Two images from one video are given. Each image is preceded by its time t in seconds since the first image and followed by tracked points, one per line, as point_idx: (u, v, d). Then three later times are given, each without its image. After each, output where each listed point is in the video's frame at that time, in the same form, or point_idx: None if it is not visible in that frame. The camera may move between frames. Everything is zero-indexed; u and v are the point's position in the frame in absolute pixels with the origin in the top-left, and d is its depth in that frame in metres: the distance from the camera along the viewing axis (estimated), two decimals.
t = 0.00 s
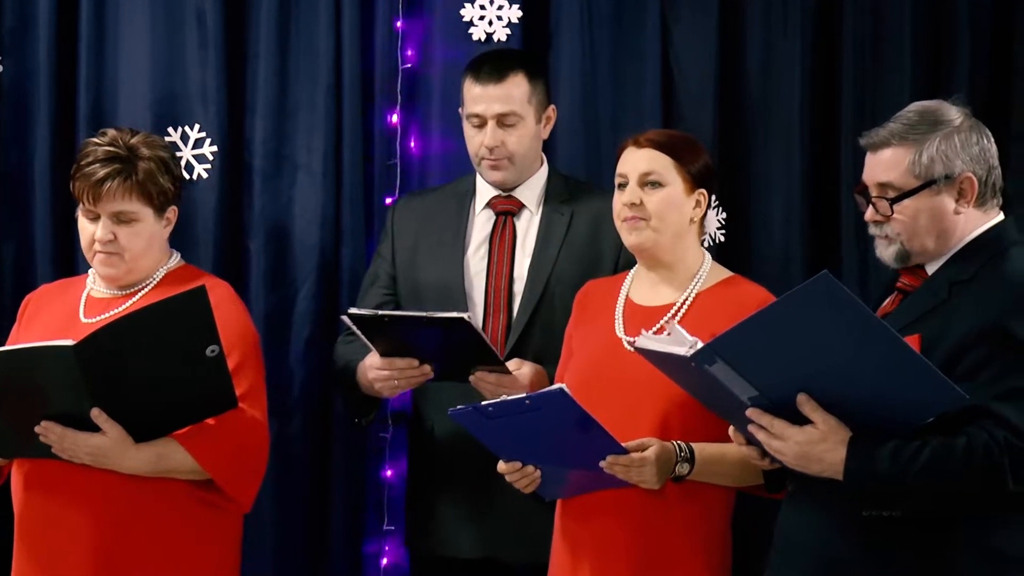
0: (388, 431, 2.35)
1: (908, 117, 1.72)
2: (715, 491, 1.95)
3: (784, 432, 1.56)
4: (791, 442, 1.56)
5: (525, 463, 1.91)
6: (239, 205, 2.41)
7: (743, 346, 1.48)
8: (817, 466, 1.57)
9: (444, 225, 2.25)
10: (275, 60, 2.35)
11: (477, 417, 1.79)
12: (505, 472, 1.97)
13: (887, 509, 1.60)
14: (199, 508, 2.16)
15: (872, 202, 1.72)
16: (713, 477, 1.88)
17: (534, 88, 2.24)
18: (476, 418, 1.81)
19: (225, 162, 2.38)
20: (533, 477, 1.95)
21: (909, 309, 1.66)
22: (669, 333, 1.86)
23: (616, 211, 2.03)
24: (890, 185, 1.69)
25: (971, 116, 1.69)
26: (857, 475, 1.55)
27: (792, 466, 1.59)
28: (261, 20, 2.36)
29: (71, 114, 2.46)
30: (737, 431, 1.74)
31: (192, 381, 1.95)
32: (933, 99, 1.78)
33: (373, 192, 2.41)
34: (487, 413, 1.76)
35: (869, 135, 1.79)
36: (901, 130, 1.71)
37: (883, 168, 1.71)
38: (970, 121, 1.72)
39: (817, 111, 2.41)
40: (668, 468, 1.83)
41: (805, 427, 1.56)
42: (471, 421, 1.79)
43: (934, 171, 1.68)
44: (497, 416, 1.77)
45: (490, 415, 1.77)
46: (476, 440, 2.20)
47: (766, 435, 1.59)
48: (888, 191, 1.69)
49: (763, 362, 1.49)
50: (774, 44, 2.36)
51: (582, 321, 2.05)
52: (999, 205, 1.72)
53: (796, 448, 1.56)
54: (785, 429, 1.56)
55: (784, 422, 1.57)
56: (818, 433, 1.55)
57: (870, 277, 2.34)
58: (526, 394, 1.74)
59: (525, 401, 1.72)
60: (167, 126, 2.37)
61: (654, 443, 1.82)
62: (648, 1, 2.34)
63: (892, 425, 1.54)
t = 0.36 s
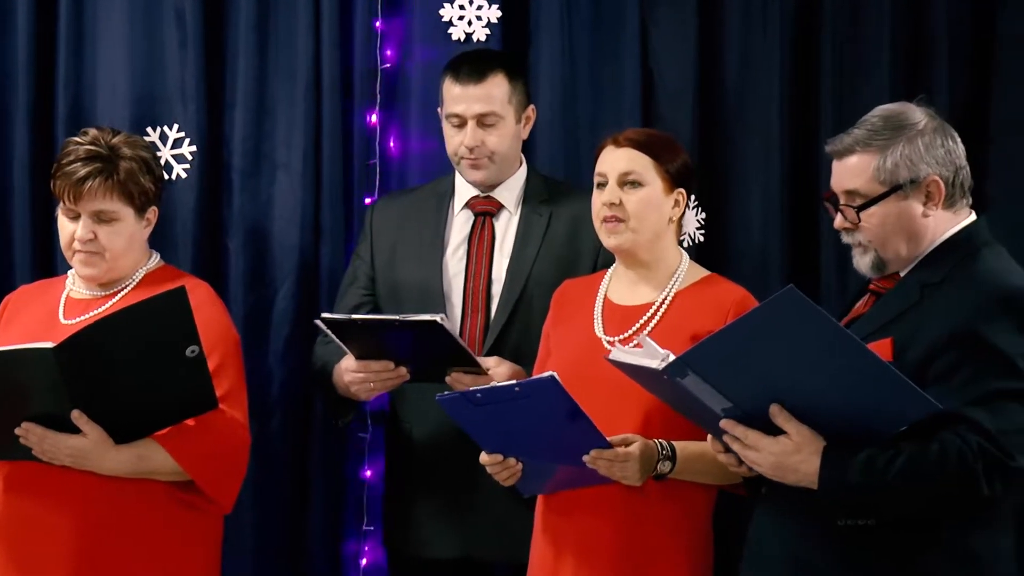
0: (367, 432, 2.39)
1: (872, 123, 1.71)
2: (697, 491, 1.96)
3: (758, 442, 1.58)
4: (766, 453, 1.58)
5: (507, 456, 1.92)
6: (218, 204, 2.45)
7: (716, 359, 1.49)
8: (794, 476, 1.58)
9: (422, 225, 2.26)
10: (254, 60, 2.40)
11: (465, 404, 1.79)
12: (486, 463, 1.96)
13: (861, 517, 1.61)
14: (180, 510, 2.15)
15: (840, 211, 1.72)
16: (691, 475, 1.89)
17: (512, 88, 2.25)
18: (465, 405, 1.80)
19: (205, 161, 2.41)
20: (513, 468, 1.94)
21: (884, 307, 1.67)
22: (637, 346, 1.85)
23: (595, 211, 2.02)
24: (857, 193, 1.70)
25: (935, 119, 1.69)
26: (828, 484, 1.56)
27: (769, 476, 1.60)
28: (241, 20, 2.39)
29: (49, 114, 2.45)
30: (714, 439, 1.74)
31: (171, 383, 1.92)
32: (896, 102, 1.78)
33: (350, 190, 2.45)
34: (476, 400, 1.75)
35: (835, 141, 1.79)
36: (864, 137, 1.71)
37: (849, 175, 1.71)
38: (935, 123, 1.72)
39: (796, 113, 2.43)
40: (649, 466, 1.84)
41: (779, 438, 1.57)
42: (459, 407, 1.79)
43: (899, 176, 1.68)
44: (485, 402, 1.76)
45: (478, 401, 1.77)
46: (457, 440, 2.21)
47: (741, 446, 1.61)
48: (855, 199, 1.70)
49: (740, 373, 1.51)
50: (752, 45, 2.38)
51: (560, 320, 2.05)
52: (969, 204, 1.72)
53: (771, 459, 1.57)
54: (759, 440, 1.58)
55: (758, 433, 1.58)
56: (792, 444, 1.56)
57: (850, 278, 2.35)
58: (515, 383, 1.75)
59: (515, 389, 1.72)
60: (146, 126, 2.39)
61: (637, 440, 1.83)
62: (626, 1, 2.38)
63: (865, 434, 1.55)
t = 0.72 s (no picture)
0: (354, 431, 2.40)
1: (850, 122, 1.73)
2: (682, 487, 1.96)
3: (734, 437, 1.59)
4: (741, 447, 1.59)
5: (495, 457, 1.92)
6: (206, 205, 2.46)
7: (692, 356, 1.50)
8: (767, 470, 1.60)
9: (411, 225, 2.26)
10: (242, 61, 2.41)
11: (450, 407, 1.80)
12: (474, 466, 1.97)
13: (836, 513, 1.62)
14: (170, 510, 2.15)
15: (819, 208, 1.73)
16: (677, 475, 1.90)
17: (504, 90, 2.26)
18: (451, 409, 1.82)
19: (192, 163, 2.42)
20: (501, 470, 1.95)
21: (867, 307, 1.67)
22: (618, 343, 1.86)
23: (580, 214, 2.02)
24: (836, 191, 1.71)
25: (914, 117, 1.71)
26: (810, 485, 1.57)
27: (745, 470, 1.62)
28: (229, 20, 2.40)
29: (37, 114, 2.45)
30: (694, 435, 1.75)
31: (161, 384, 1.91)
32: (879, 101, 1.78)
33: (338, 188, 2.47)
34: (461, 404, 1.76)
35: (814, 141, 1.80)
36: (842, 135, 1.72)
37: (829, 173, 1.72)
38: (913, 121, 1.73)
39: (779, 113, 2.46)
40: (636, 465, 1.85)
41: (755, 432, 1.58)
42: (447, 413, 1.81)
43: (876, 173, 1.69)
44: (471, 406, 1.77)
45: (464, 405, 1.78)
46: (444, 441, 2.22)
47: (718, 440, 1.62)
48: (833, 196, 1.71)
49: (721, 372, 1.52)
50: (740, 45, 2.40)
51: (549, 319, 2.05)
52: (950, 204, 1.72)
53: (747, 453, 1.59)
54: (735, 434, 1.59)
55: (734, 428, 1.60)
56: (767, 438, 1.57)
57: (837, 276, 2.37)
58: (498, 385, 1.75)
59: (500, 392, 1.72)
60: (134, 126, 2.39)
61: (623, 441, 1.84)
62: (614, 1, 2.40)
63: (846, 430, 1.56)
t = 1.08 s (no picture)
0: (358, 431, 2.43)
1: (850, 121, 1.74)
2: (685, 485, 1.97)
3: (737, 433, 1.60)
4: (744, 444, 1.60)
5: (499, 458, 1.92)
6: (209, 205, 2.47)
7: (695, 354, 1.52)
8: (770, 467, 1.60)
9: (416, 226, 2.27)
10: (244, 61, 2.42)
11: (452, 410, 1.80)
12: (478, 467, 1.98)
13: (840, 509, 1.62)
14: (173, 508, 2.15)
15: (819, 206, 1.74)
16: (679, 473, 1.91)
17: (511, 96, 2.26)
18: (452, 412, 1.82)
19: (195, 163, 2.43)
20: (506, 471, 1.96)
21: (866, 307, 1.69)
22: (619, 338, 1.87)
23: (580, 214, 2.04)
24: (835, 189, 1.72)
25: (914, 116, 1.72)
26: (815, 483, 1.58)
27: (748, 467, 1.63)
28: (232, 20, 2.41)
29: (40, 114, 2.46)
30: (695, 434, 1.77)
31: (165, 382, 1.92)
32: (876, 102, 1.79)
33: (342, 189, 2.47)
34: (462, 406, 1.76)
35: (813, 138, 1.81)
36: (842, 134, 1.73)
37: (828, 172, 1.73)
38: (913, 121, 1.74)
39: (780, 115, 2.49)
40: (638, 463, 1.86)
41: (757, 428, 1.59)
42: (448, 415, 1.81)
43: (876, 172, 1.70)
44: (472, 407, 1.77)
45: (465, 407, 1.78)
46: (447, 441, 2.23)
47: (720, 437, 1.63)
48: (834, 195, 1.72)
49: (724, 370, 1.53)
50: (741, 46, 2.43)
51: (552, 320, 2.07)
52: (947, 204, 1.74)
53: (750, 449, 1.59)
54: (738, 431, 1.60)
55: (737, 425, 1.60)
56: (770, 434, 1.58)
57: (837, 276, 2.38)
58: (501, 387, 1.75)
59: (501, 394, 1.73)
60: (137, 125, 2.40)
61: (625, 439, 1.84)
62: (616, 1, 2.42)
63: (847, 426, 1.57)
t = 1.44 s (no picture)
0: (362, 431, 2.44)
1: (860, 119, 1.75)
2: (692, 484, 1.98)
3: (751, 433, 1.60)
4: (758, 443, 1.60)
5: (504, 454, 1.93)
6: (213, 204, 2.46)
7: (712, 354, 1.52)
8: (785, 465, 1.61)
9: (420, 223, 2.28)
10: (249, 59, 2.41)
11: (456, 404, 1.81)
12: (482, 462, 1.99)
13: (854, 505, 1.62)
14: (180, 508, 2.12)
15: (828, 203, 1.75)
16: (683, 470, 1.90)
17: (517, 94, 2.26)
18: (455, 405, 1.83)
19: (200, 163, 2.42)
20: (509, 468, 1.96)
21: (874, 303, 1.70)
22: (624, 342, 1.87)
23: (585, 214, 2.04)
24: (845, 186, 1.73)
25: (923, 115, 1.73)
26: (828, 480, 1.59)
27: (758, 464, 1.63)
28: (236, 18, 2.41)
29: (43, 113, 2.45)
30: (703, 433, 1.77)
31: (172, 384, 1.90)
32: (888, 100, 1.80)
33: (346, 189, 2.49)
34: (465, 400, 1.77)
35: (824, 135, 1.83)
36: (852, 131, 1.74)
37: (838, 169, 1.75)
38: (922, 120, 1.75)
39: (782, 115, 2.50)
40: (642, 460, 1.85)
41: (771, 428, 1.60)
42: (450, 409, 1.82)
43: (886, 170, 1.71)
44: (474, 402, 1.78)
45: (467, 402, 1.79)
46: (453, 441, 2.23)
47: (733, 437, 1.63)
48: (842, 191, 1.73)
49: (735, 373, 1.54)
50: (745, 46, 2.46)
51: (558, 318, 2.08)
52: (954, 202, 1.75)
53: (764, 449, 1.60)
54: (751, 430, 1.60)
55: (750, 424, 1.61)
56: (783, 433, 1.58)
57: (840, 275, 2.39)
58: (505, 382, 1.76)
59: (503, 388, 1.74)
60: (141, 125, 2.40)
61: (629, 436, 1.84)
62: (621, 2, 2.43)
63: (861, 423, 1.58)
